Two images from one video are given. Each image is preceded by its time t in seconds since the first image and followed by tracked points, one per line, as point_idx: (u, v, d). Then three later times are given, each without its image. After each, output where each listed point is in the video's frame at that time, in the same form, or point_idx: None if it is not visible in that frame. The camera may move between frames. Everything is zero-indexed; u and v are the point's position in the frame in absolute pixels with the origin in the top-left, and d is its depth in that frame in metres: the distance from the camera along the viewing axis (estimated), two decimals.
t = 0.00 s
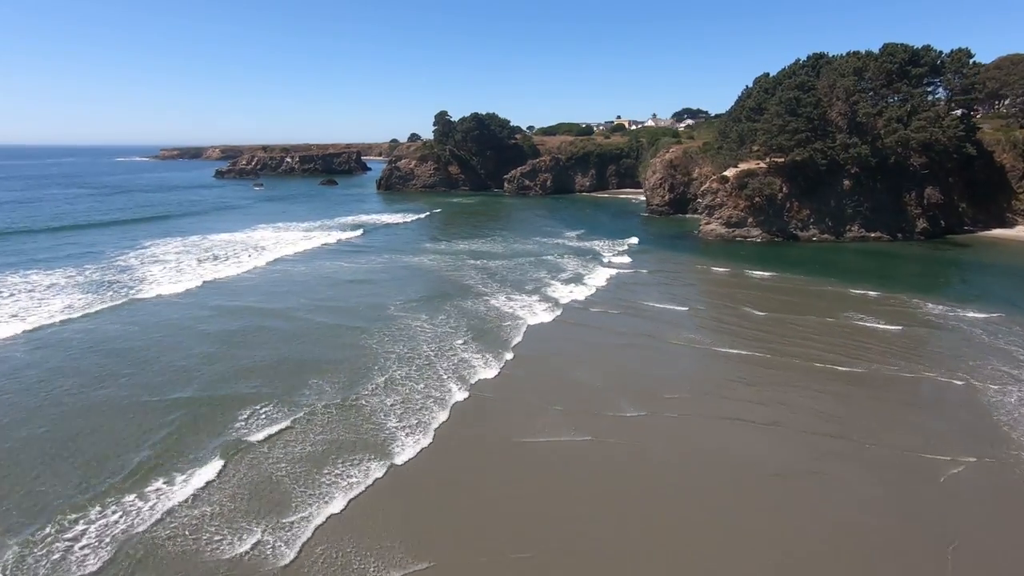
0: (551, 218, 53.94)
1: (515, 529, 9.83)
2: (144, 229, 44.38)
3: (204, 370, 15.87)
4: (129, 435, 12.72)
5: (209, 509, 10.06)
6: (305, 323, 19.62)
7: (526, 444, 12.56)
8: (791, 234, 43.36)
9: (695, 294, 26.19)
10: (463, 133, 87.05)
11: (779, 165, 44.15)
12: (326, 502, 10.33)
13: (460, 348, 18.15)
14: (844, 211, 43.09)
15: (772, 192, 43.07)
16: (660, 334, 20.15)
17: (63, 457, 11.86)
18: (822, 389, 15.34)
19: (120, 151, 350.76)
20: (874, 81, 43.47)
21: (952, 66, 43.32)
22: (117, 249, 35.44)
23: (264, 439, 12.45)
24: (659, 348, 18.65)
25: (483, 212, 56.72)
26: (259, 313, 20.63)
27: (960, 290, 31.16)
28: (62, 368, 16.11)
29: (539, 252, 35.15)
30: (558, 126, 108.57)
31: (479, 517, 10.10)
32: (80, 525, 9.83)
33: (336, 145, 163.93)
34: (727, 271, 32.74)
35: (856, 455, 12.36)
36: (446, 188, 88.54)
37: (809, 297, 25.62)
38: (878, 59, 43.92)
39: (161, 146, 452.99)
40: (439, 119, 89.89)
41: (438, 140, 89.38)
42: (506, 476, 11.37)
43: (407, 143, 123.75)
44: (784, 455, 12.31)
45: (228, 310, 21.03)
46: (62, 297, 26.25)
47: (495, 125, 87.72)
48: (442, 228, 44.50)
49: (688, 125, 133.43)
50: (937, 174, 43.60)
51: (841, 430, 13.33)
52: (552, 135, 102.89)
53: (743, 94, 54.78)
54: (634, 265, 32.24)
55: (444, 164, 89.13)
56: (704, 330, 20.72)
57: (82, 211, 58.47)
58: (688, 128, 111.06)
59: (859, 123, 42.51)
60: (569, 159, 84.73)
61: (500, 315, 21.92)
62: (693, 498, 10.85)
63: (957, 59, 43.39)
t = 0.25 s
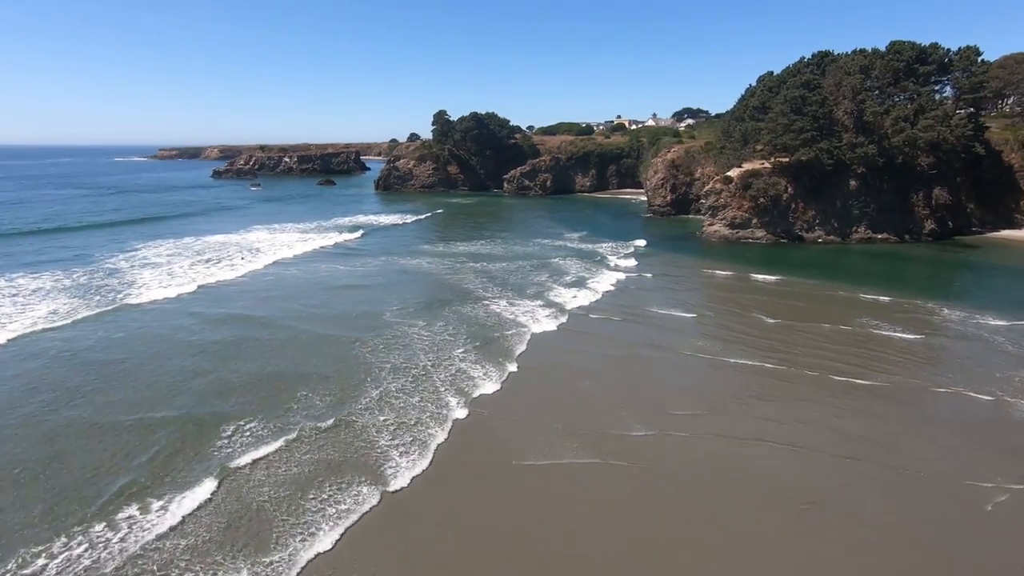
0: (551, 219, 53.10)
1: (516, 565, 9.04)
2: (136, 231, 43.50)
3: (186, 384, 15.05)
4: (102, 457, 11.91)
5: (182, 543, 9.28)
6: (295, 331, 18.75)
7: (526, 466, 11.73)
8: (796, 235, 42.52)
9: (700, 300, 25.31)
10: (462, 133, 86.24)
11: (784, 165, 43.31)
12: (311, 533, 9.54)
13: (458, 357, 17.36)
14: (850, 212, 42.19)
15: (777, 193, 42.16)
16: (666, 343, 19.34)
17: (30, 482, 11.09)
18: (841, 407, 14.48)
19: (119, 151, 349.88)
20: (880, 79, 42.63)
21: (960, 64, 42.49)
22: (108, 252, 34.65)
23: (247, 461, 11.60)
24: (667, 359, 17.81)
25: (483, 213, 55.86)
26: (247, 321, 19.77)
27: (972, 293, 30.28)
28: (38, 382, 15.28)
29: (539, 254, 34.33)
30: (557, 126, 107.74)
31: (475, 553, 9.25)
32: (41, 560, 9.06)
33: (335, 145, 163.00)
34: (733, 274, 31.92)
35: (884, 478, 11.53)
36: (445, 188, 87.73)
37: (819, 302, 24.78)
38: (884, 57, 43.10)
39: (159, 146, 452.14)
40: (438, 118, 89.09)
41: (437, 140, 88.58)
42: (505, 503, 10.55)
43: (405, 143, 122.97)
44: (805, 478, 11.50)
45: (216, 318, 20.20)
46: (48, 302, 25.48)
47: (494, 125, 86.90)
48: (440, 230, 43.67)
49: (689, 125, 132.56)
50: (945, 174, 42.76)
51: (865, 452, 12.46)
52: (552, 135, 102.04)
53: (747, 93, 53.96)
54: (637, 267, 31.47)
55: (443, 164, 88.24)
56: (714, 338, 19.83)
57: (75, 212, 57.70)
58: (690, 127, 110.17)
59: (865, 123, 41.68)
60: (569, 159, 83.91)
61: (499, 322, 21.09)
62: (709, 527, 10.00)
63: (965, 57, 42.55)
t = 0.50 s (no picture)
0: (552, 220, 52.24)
1: None
2: (128, 233, 42.58)
3: (170, 400, 14.25)
4: (74, 481, 11.08)
5: None
6: (287, 341, 17.90)
7: (529, 495, 10.85)
8: (802, 237, 41.64)
9: (707, 306, 24.47)
10: (461, 133, 85.37)
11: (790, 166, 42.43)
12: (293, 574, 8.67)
13: (457, 369, 16.51)
14: (857, 214, 41.32)
15: (782, 194, 41.29)
16: (674, 354, 18.50)
17: None
18: (864, 427, 13.67)
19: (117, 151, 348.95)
20: (887, 79, 41.77)
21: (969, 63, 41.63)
22: (97, 255, 33.74)
23: (229, 487, 10.81)
24: (676, 371, 16.98)
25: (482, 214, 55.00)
26: (236, 330, 18.91)
27: (985, 298, 29.40)
28: (10, 397, 14.41)
29: (540, 257, 33.47)
30: (557, 126, 106.93)
31: None
32: None
33: (333, 145, 162.10)
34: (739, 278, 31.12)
35: (915, 509, 10.72)
36: (444, 189, 86.84)
37: (830, 309, 23.91)
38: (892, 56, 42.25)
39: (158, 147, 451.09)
40: (436, 118, 88.21)
41: (435, 140, 87.70)
42: (508, 534, 9.76)
43: (404, 143, 122.10)
44: (831, 509, 10.69)
45: (204, 326, 19.35)
46: (30, 307, 24.59)
47: (493, 125, 86.04)
48: (439, 232, 42.83)
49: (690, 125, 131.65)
50: (953, 175, 41.90)
51: (893, 479, 11.65)
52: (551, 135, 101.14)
53: (750, 93, 53.12)
54: (642, 271, 30.60)
55: (442, 164, 87.34)
56: (724, 348, 19.00)
57: (68, 213, 56.80)
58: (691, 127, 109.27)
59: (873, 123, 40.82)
60: (569, 159, 83.08)
61: (501, 330, 20.23)
62: (732, 565, 9.17)
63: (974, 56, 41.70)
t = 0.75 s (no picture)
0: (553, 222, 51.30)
1: None
2: (119, 235, 41.62)
3: (148, 419, 13.34)
4: (39, 512, 10.21)
5: None
6: (275, 352, 16.99)
7: (532, 532, 9.85)
8: (808, 239, 40.65)
9: (716, 313, 23.52)
10: (460, 133, 84.50)
11: (796, 166, 41.48)
12: None
13: (454, 384, 15.58)
14: (865, 216, 40.39)
15: (789, 195, 40.34)
16: (684, 366, 17.56)
17: None
18: (892, 450, 12.71)
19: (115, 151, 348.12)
20: (896, 76, 40.91)
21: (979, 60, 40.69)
22: (84, 258, 32.82)
23: (206, 519, 9.94)
24: (686, 385, 16.07)
25: (482, 215, 54.06)
26: (223, 340, 17.97)
27: (1001, 303, 28.42)
28: None
29: (541, 261, 32.57)
30: (557, 126, 105.99)
31: None
32: None
33: (332, 145, 161.26)
34: (747, 282, 30.19)
35: (955, 545, 9.80)
36: (442, 190, 85.95)
37: (843, 316, 22.96)
38: (900, 54, 41.33)
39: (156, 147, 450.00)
40: (435, 118, 87.34)
41: (434, 140, 86.84)
42: None
43: (402, 143, 121.11)
44: (861, 545, 9.79)
45: (190, 336, 18.41)
46: (10, 313, 23.64)
47: (493, 124, 85.16)
48: (437, 234, 41.93)
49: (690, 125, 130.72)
50: (963, 176, 40.94)
51: (927, 510, 10.73)
52: (552, 135, 100.23)
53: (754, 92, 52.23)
54: (647, 275, 29.65)
55: (441, 164, 86.40)
56: (736, 360, 18.06)
57: (60, 214, 55.88)
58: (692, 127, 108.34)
59: (881, 122, 39.90)
60: (569, 160, 82.22)
61: (502, 341, 19.28)
62: None
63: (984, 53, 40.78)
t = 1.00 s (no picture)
0: (555, 224, 50.29)
1: None
2: (110, 238, 40.61)
3: (120, 444, 12.32)
4: None
5: None
6: (262, 367, 16.01)
7: None
8: (816, 242, 39.64)
9: (726, 321, 22.50)
10: (459, 133, 83.55)
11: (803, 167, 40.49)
12: None
13: (451, 402, 14.55)
14: (874, 217, 39.38)
15: (796, 196, 39.28)
16: (695, 381, 16.55)
17: None
18: (927, 480, 11.68)
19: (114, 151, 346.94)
20: (905, 75, 40.00)
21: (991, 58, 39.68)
22: (71, 262, 31.82)
23: (175, 564, 8.94)
24: (698, 404, 15.10)
25: (482, 217, 53.06)
26: (208, 353, 16.95)
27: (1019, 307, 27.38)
28: None
29: (542, 265, 31.61)
30: (558, 126, 105.06)
31: None
32: None
33: (330, 146, 160.26)
34: (756, 288, 29.18)
35: None
36: (441, 190, 84.99)
37: (859, 325, 21.97)
38: (910, 51, 40.33)
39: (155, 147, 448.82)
40: (434, 118, 86.41)
41: (433, 140, 85.91)
42: None
43: (402, 143, 120.14)
44: None
45: (173, 348, 17.40)
46: None
47: (493, 125, 84.23)
48: (435, 236, 40.95)
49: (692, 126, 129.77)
50: (975, 176, 39.88)
51: (969, 550, 9.74)
52: (552, 136, 99.31)
53: (759, 91, 51.25)
54: (653, 279, 28.60)
55: (440, 165, 85.45)
56: (751, 374, 17.03)
57: (52, 216, 54.87)
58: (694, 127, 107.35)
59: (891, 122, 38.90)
60: (570, 160, 81.30)
61: (503, 353, 18.23)
62: None
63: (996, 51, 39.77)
